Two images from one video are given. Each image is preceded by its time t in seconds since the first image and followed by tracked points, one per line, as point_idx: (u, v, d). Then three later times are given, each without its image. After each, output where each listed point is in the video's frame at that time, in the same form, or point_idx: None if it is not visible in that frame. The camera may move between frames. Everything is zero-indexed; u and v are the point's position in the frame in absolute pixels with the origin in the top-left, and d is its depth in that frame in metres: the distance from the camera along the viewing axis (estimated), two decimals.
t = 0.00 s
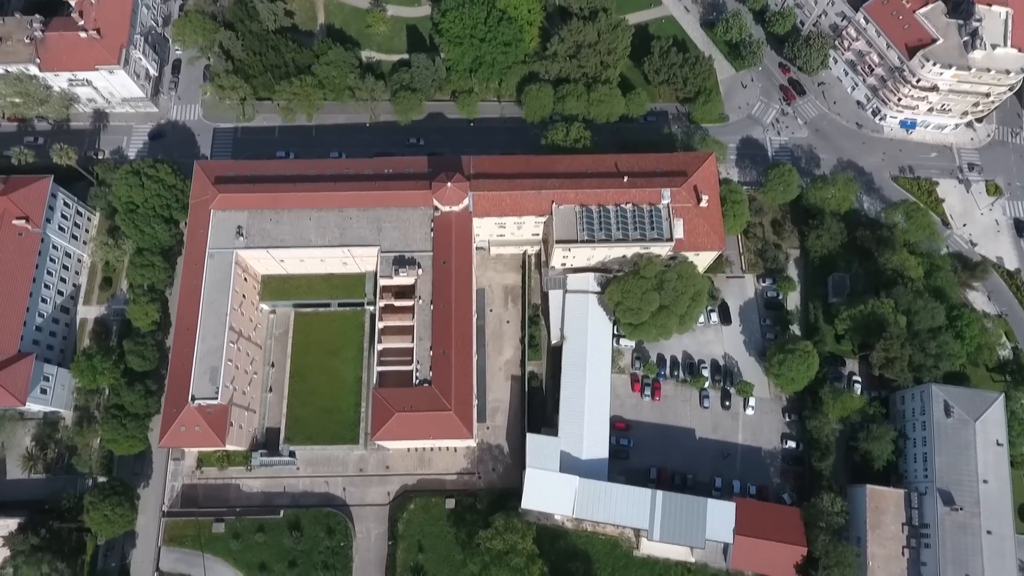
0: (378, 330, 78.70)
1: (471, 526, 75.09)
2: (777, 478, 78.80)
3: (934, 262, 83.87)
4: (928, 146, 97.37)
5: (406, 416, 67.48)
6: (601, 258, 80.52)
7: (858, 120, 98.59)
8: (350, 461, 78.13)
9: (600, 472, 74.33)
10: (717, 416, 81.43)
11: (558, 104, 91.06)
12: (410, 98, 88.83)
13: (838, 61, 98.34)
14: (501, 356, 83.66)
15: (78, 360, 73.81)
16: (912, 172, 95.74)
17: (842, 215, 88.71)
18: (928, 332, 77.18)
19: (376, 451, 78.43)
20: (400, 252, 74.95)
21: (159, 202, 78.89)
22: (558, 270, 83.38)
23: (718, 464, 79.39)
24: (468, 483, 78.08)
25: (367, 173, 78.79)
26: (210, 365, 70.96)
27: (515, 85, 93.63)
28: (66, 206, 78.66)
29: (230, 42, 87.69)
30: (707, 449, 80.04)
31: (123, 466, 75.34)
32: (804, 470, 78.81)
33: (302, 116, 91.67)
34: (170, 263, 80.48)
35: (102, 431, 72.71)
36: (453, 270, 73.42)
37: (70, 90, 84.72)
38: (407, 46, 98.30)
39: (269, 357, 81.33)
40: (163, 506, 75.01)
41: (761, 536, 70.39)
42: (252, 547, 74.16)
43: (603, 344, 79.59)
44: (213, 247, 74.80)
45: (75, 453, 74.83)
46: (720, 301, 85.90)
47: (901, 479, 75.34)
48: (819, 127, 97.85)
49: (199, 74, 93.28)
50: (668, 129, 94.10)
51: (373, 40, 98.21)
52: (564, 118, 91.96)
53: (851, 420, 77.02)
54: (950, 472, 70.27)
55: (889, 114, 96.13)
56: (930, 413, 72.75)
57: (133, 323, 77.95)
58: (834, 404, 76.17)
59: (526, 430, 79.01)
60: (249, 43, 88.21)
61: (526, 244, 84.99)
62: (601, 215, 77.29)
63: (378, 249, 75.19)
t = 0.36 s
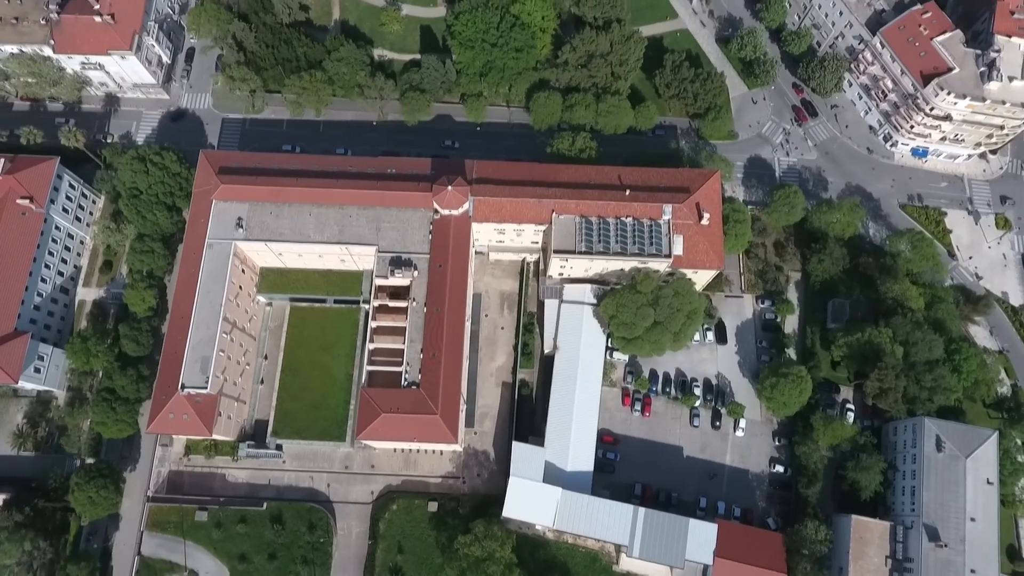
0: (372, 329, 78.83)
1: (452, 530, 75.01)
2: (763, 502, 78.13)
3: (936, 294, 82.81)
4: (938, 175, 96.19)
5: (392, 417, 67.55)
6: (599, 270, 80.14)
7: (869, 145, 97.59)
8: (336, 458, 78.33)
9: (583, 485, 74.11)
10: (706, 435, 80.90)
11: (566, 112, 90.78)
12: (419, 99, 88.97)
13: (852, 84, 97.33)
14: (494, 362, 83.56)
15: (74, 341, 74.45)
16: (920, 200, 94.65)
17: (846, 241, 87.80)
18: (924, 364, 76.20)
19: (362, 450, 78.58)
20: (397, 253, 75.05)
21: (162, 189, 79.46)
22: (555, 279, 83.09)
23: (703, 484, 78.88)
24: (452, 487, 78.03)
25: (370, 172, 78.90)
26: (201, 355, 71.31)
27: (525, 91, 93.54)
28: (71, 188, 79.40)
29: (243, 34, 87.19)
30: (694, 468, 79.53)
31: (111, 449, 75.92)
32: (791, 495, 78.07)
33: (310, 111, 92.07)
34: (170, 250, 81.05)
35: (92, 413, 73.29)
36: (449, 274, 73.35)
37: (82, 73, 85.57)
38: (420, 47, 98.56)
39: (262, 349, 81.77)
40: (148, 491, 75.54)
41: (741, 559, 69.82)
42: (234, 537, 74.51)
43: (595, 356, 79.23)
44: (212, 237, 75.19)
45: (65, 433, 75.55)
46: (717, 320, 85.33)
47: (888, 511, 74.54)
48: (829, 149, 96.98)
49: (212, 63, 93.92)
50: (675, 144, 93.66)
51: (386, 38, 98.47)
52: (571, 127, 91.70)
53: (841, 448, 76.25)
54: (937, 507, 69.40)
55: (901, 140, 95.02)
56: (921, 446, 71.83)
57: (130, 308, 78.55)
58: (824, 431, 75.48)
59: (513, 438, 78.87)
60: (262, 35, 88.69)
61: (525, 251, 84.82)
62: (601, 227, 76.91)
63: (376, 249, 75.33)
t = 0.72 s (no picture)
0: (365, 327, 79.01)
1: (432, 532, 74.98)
2: (746, 524, 77.51)
3: (935, 326, 81.81)
4: (947, 204, 94.98)
5: (378, 417, 67.63)
6: (595, 281, 79.77)
7: (878, 170, 96.56)
8: (322, 452, 78.59)
9: (565, 496, 73.93)
10: (693, 453, 80.38)
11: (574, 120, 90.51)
12: (427, 99, 89.12)
13: (864, 108, 96.29)
14: (485, 366, 83.53)
15: (70, 321, 75.12)
16: (927, 229, 93.54)
17: (848, 266, 86.91)
18: (918, 396, 75.28)
19: (349, 446, 78.81)
20: (394, 252, 75.15)
21: (166, 175, 80.08)
22: (551, 287, 82.84)
23: (687, 502, 78.40)
24: (435, 489, 78.06)
25: (373, 169, 79.00)
26: (193, 343, 71.65)
27: (533, 97, 93.42)
28: (78, 169, 80.12)
29: (256, 25, 87.93)
30: (679, 486, 79.07)
31: (100, 430, 76.54)
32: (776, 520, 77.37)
33: (319, 105, 92.43)
34: (171, 236, 81.60)
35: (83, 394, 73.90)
36: (443, 277, 73.25)
37: (96, 56, 86.43)
38: (432, 47, 98.80)
39: (256, 340, 82.02)
40: (134, 475, 76.09)
41: None
42: (215, 525, 74.92)
43: (586, 368, 78.92)
44: (212, 226, 75.58)
45: (56, 411, 76.27)
46: (712, 338, 84.79)
47: (872, 541, 73.81)
48: (838, 173, 96.07)
49: (225, 53, 94.56)
50: (682, 159, 93.19)
51: (399, 37, 98.74)
52: (578, 135, 91.43)
53: (828, 476, 75.51)
54: (921, 542, 68.69)
55: (911, 168, 93.92)
56: (909, 479, 70.99)
57: (128, 291, 79.17)
58: (813, 457, 74.85)
59: (499, 444, 78.78)
60: (276, 27, 89.14)
61: (523, 258, 84.66)
62: (599, 238, 76.56)
63: (373, 247, 75.48)
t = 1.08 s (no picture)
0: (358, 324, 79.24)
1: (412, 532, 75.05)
2: (728, 544, 76.99)
3: (932, 357, 80.86)
4: (954, 234, 93.81)
5: (363, 414, 67.78)
6: (590, 291, 79.50)
7: (886, 196, 95.53)
8: (308, 446, 78.90)
9: (546, 505, 73.82)
10: (679, 470, 79.95)
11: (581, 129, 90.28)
12: (434, 99, 89.27)
13: (875, 132, 95.31)
14: (476, 370, 83.54)
15: (67, 300, 75.82)
16: (931, 258, 92.53)
17: (848, 291, 86.12)
18: (909, 428, 74.44)
19: (335, 441, 79.08)
20: (390, 251, 75.24)
21: (171, 161, 80.66)
22: (546, 295, 82.65)
23: (670, 519, 77.98)
24: (418, 490, 78.15)
25: (375, 167, 79.16)
26: (186, 329, 72.14)
27: (542, 104, 93.29)
28: (85, 150, 80.89)
29: (270, 16, 88.68)
30: (662, 502, 78.67)
31: (91, 410, 77.23)
32: (758, 542, 76.76)
33: (328, 99, 92.85)
34: (172, 222, 82.16)
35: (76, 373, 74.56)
36: (437, 278, 73.25)
37: (110, 39, 87.25)
38: (444, 48, 99.04)
39: (250, 330, 82.83)
40: (122, 456, 76.72)
41: None
42: (198, 512, 75.40)
43: (576, 377, 78.72)
44: (212, 214, 76.08)
45: (49, 389, 77.04)
46: (705, 355, 84.32)
47: (854, 571, 73.10)
48: (844, 196, 95.21)
49: (238, 42, 95.19)
50: (687, 173, 92.74)
51: (412, 36, 99.06)
52: (583, 144, 91.20)
53: (813, 502, 74.84)
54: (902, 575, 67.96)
55: (918, 195, 92.89)
56: (894, 511, 70.27)
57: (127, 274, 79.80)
58: (798, 481, 74.14)
59: (485, 449, 78.75)
60: (289, 20, 89.62)
61: (521, 263, 84.56)
62: (596, 249, 76.30)
63: (370, 245, 75.65)
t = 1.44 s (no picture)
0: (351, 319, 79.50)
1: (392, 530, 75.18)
2: (708, 563, 76.53)
3: (927, 388, 79.95)
4: (958, 265, 92.63)
5: (348, 410, 67.96)
6: (585, 301, 79.24)
7: (892, 222, 94.51)
8: (295, 438, 79.21)
9: (527, 512, 73.77)
10: (664, 485, 79.54)
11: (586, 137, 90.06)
12: (442, 100, 89.45)
13: (884, 156, 94.25)
14: (467, 372, 83.54)
15: (66, 279, 76.55)
16: (933, 287, 91.47)
17: (846, 315, 85.37)
18: (898, 458, 73.62)
19: (322, 435, 79.35)
20: (387, 249, 75.41)
21: (176, 147, 81.27)
22: (541, 302, 82.55)
23: (651, 534, 77.61)
24: (401, 488, 78.25)
25: (377, 164, 79.35)
26: (180, 315, 72.62)
27: (550, 109, 93.20)
28: (93, 131, 81.70)
29: (284, 8, 89.28)
30: (644, 516, 78.30)
31: (83, 389, 77.96)
32: (738, 563, 76.19)
33: (337, 94, 93.24)
34: (175, 207, 82.77)
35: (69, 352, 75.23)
36: (432, 279, 73.24)
37: (124, 22, 88.11)
38: (457, 48, 99.24)
39: (245, 319, 83.32)
40: (110, 437, 77.41)
41: None
42: (181, 496, 75.93)
43: (565, 386, 78.56)
44: (213, 202, 76.58)
45: (43, 365, 77.87)
46: (697, 372, 83.88)
47: None
48: (849, 220, 94.31)
49: (252, 31, 95.79)
50: (690, 187, 92.29)
51: (425, 34, 99.38)
52: (588, 152, 90.97)
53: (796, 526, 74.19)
54: None
55: (924, 224, 91.51)
56: (877, 541, 69.76)
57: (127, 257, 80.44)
58: (782, 505, 73.41)
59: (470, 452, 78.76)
60: (303, 13, 90.08)
61: (518, 269, 84.44)
62: (593, 259, 76.05)
63: (367, 242, 75.86)
